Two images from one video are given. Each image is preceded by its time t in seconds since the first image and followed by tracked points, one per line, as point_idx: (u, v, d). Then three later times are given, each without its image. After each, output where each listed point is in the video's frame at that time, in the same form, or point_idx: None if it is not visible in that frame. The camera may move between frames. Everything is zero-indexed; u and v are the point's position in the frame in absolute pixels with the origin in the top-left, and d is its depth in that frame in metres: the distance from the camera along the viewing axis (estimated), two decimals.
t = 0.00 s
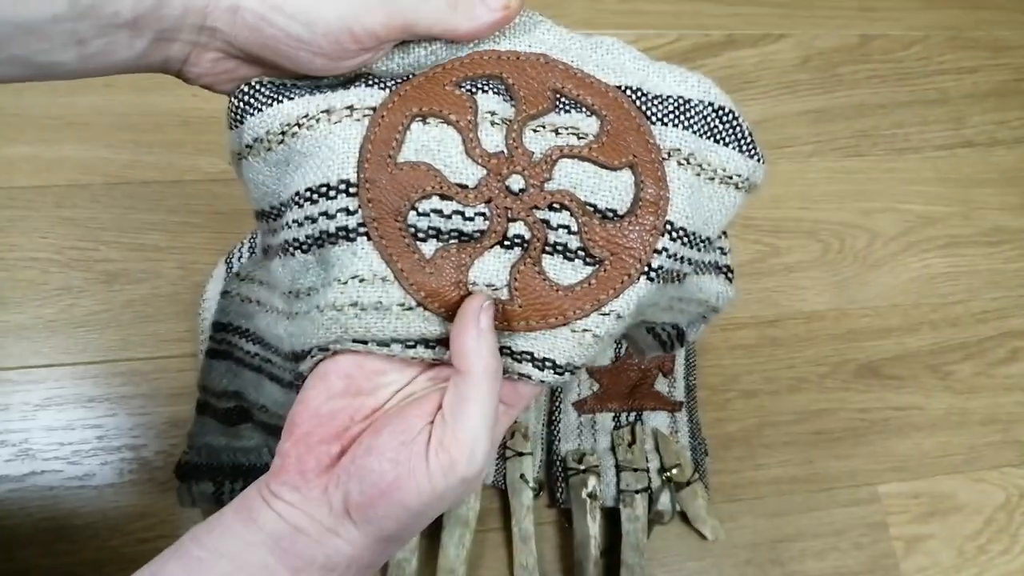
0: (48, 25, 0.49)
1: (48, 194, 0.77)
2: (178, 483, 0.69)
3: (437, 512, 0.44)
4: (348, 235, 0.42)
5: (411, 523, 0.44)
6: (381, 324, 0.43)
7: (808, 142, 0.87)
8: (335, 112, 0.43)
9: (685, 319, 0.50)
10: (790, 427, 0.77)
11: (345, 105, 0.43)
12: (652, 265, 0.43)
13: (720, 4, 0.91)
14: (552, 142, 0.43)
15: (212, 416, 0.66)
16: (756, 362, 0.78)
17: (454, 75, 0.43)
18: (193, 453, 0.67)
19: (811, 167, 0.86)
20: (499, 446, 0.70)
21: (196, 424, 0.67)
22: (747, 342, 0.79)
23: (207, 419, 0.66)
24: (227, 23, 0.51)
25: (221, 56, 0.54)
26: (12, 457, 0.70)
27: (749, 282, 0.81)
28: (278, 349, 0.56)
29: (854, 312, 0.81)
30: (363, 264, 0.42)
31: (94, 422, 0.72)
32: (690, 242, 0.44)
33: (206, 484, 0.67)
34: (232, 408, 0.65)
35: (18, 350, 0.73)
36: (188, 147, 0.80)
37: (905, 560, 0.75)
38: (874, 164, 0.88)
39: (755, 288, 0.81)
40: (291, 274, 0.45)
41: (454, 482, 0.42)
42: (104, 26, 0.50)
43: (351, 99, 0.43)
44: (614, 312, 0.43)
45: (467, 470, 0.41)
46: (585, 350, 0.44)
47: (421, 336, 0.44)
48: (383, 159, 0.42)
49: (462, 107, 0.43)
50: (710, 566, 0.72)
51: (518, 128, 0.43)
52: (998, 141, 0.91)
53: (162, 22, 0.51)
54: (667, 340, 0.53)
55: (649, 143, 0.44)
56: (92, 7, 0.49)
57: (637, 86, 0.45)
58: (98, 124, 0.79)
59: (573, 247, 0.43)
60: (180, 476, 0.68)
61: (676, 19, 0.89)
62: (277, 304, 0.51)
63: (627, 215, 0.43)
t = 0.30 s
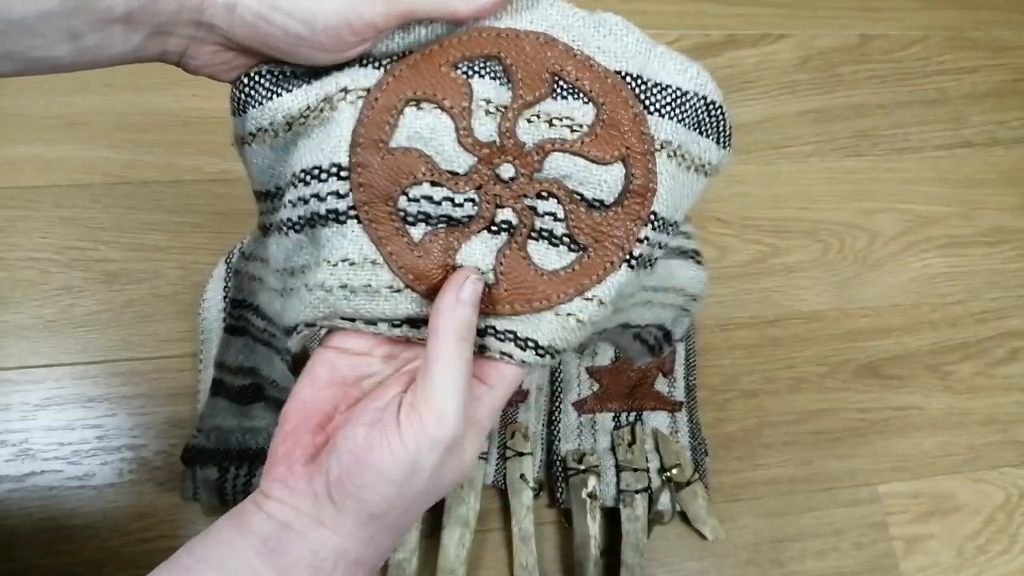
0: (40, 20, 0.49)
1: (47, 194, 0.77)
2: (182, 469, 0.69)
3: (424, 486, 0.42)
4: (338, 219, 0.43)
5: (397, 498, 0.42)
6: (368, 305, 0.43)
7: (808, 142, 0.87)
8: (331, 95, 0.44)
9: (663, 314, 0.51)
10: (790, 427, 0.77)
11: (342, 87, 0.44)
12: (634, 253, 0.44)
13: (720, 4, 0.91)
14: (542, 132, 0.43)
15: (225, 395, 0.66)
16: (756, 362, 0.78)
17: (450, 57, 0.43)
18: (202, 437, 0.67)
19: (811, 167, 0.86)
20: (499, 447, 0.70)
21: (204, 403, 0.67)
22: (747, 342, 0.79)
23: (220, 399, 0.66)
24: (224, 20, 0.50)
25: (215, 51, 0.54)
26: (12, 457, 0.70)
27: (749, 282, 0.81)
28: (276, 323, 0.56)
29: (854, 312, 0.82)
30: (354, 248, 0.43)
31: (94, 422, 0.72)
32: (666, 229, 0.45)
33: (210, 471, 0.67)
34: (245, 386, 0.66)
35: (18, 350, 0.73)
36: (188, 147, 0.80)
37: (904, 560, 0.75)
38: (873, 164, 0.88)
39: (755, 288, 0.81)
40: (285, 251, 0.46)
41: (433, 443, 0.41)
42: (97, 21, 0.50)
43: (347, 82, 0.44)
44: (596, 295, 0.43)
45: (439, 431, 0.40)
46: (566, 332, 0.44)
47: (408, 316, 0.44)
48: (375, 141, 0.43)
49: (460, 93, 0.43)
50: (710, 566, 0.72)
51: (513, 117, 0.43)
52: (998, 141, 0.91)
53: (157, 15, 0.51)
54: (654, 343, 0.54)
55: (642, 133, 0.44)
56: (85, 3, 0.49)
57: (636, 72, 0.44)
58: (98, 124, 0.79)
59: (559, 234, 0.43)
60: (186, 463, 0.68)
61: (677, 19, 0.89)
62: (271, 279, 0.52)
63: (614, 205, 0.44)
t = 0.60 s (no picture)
0: (16, 32, 0.49)
1: (47, 194, 0.77)
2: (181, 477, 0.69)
3: (404, 495, 0.43)
4: (327, 232, 0.42)
5: (377, 506, 0.43)
6: (359, 319, 0.43)
7: (808, 142, 0.87)
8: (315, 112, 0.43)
9: (658, 340, 0.52)
10: (790, 427, 0.77)
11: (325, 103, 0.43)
12: (625, 270, 0.43)
13: (720, 4, 0.91)
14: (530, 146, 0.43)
15: (221, 403, 0.67)
16: (756, 362, 0.78)
17: (439, 74, 0.43)
18: (200, 445, 0.68)
19: (811, 167, 0.86)
20: (499, 447, 0.70)
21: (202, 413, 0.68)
22: (747, 342, 0.79)
23: (215, 407, 0.67)
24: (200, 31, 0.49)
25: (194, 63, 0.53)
26: (12, 457, 0.70)
27: (749, 282, 0.81)
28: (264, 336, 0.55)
29: (854, 312, 0.82)
30: (341, 261, 0.42)
31: (94, 422, 0.72)
32: (657, 247, 0.45)
33: (208, 477, 0.67)
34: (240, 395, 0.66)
35: (18, 350, 0.73)
36: (187, 147, 0.80)
37: (904, 560, 0.75)
38: (873, 164, 0.88)
39: (756, 288, 0.81)
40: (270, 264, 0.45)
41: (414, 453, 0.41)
42: (76, 32, 0.49)
43: (331, 98, 0.43)
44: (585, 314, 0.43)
45: (420, 439, 0.41)
46: (555, 352, 0.43)
47: (397, 329, 0.44)
48: (362, 157, 0.42)
49: (444, 111, 0.42)
50: (710, 567, 0.72)
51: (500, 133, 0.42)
52: (998, 141, 0.91)
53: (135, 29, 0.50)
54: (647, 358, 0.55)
55: (629, 149, 0.43)
56: (61, 15, 0.48)
57: (621, 90, 0.44)
58: (98, 124, 0.79)
59: (549, 250, 0.43)
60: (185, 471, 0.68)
61: (677, 19, 0.89)
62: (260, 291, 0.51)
63: (604, 221, 0.43)
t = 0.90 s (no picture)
0: (5, 35, 0.49)
1: (47, 194, 0.77)
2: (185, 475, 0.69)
3: (409, 487, 0.43)
4: (327, 225, 0.43)
5: (382, 498, 0.43)
6: (363, 311, 0.43)
7: (808, 142, 0.87)
8: (311, 107, 0.43)
9: (662, 326, 0.52)
10: (790, 427, 0.77)
11: (321, 97, 0.43)
12: (624, 248, 0.43)
13: (720, 4, 0.91)
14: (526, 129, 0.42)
15: (228, 400, 0.66)
16: (756, 362, 0.78)
17: (427, 62, 0.43)
18: (203, 444, 0.68)
19: (811, 167, 0.86)
20: (499, 447, 0.70)
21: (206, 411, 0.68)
22: (748, 342, 0.79)
23: (222, 405, 0.67)
24: (190, 37, 0.50)
25: (183, 65, 0.53)
26: (12, 457, 0.70)
27: (749, 282, 0.81)
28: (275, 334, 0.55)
29: (854, 312, 0.82)
30: (342, 254, 0.43)
31: (94, 422, 0.72)
32: (656, 227, 0.44)
33: (211, 476, 0.67)
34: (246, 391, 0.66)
35: (18, 350, 0.73)
36: (187, 147, 0.80)
37: (904, 560, 0.75)
38: (873, 164, 0.88)
39: (756, 288, 0.81)
40: (276, 261, 0.46)
41: (421, 444, 0.41)
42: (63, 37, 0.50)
43: (326, 91, 0.43)
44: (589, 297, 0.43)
45: (427, 429, 0.41)
46: (561, 337, 0.43)
47: (402, 320, 0.44)
48: (359, 151, 0.42)
49: (437, 99, 0.42)
50: (710, 567, 0.72)
51: (490, 116, 0.42)
52: (998, 141, 0.91)
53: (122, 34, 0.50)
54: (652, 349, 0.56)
55: (618, 127, 0.43)
56: (48, 19, 0.49)
57: (606, 70, 0.44)
58: (98, 124, 0.79)
59: (548, 234, 0.43)
60: (189, 470, 0.68)
61: (677, 19, 0.89)
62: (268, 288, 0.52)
63: (600, 200, 0.43)
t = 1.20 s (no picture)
0: (6, 46, 0.48)
1: (47, 194, 0.77)
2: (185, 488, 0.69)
3: (423, 496, 0.43)
4: (339, 242, 0.42)
5: (396, 508, 0.43)
6: (376, 325, 0.43)
7: (808, 142, 0.87)
8: (316, 127, 0.42)
9: (662, 329, 0.52)
10: (790, 427, 0.77)
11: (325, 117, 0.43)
12: (630, 254, 0.43)
13: (720, 3, 0.91)
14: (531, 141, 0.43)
15: (226, 414, 0.67)
16: (756, 362, 0.78)
17: (428, 77, 0.43)
18: (203, 458, 0.68)
19: (811, 167, 0.86)
20: (499, 447, 0.70)
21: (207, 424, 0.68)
22: (747, 342, 0.79)
23: (221, 419, 0.67)
24: (190, 52, 0.50)
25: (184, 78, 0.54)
26: (12, 457, 0.70)
27: (749, 282, 0.81)
28: (280, 344, 0.55)
29: (854, 312, 0.82)
30: (354, 270, 0.42)
31: (94, 423, 0.72)
32: (660, 230, 0.45)
33: (211, 489, 0.67)
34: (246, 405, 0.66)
35: (18, 350, 0.73)
36: (187, 147, 0.80)
37: (904, 560, 0.75)
38: (873, 164, 0.88)
39: (756, 288, 0.81)
40: (282, 278, 0.45)
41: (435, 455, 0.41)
42: (64, 50, 0.49)
43: (330, 111, 0.43)
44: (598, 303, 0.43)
45: (441, 439, 0.41)
46: (570, 343, 0.43)
47: (415, 333, 0.44)
48: (365, 169, 0.42)
49: (438, 113, 0.42)
50: (710, 567, 0.72)
51: (492, 129, 0.42)
52: (998, 141, 0.91)
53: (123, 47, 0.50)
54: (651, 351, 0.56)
55: (619, 134, 0.43)
56: (49, 33, 0.48)
57: (605, 78, 0.44)
58: (98, 124, 0.79)
59: (555, 243, 0.42)
60: (188, 483, 0.68)
61: (677, 19, 0.89)
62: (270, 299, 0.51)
63: (606, 207, 0.43)
